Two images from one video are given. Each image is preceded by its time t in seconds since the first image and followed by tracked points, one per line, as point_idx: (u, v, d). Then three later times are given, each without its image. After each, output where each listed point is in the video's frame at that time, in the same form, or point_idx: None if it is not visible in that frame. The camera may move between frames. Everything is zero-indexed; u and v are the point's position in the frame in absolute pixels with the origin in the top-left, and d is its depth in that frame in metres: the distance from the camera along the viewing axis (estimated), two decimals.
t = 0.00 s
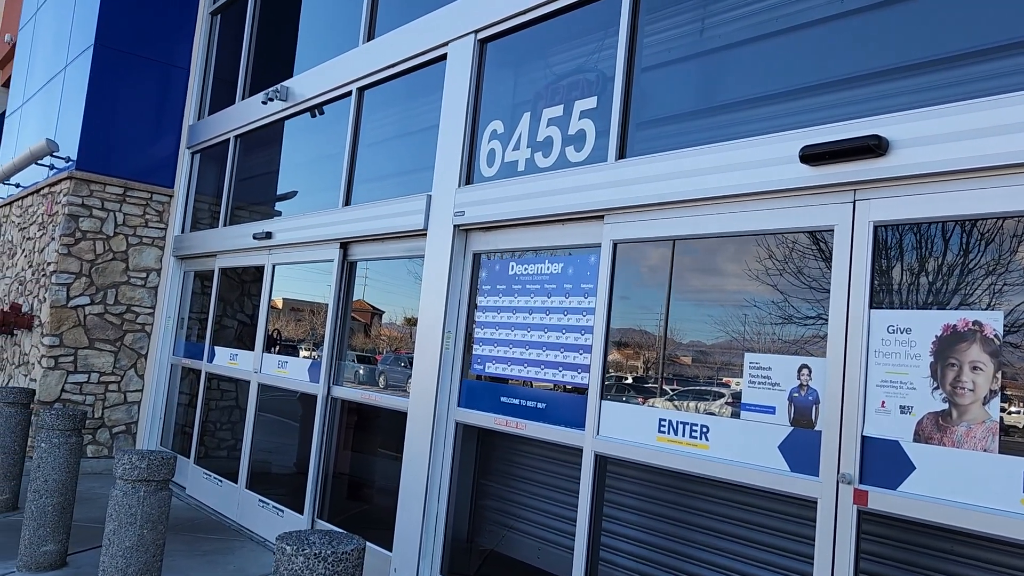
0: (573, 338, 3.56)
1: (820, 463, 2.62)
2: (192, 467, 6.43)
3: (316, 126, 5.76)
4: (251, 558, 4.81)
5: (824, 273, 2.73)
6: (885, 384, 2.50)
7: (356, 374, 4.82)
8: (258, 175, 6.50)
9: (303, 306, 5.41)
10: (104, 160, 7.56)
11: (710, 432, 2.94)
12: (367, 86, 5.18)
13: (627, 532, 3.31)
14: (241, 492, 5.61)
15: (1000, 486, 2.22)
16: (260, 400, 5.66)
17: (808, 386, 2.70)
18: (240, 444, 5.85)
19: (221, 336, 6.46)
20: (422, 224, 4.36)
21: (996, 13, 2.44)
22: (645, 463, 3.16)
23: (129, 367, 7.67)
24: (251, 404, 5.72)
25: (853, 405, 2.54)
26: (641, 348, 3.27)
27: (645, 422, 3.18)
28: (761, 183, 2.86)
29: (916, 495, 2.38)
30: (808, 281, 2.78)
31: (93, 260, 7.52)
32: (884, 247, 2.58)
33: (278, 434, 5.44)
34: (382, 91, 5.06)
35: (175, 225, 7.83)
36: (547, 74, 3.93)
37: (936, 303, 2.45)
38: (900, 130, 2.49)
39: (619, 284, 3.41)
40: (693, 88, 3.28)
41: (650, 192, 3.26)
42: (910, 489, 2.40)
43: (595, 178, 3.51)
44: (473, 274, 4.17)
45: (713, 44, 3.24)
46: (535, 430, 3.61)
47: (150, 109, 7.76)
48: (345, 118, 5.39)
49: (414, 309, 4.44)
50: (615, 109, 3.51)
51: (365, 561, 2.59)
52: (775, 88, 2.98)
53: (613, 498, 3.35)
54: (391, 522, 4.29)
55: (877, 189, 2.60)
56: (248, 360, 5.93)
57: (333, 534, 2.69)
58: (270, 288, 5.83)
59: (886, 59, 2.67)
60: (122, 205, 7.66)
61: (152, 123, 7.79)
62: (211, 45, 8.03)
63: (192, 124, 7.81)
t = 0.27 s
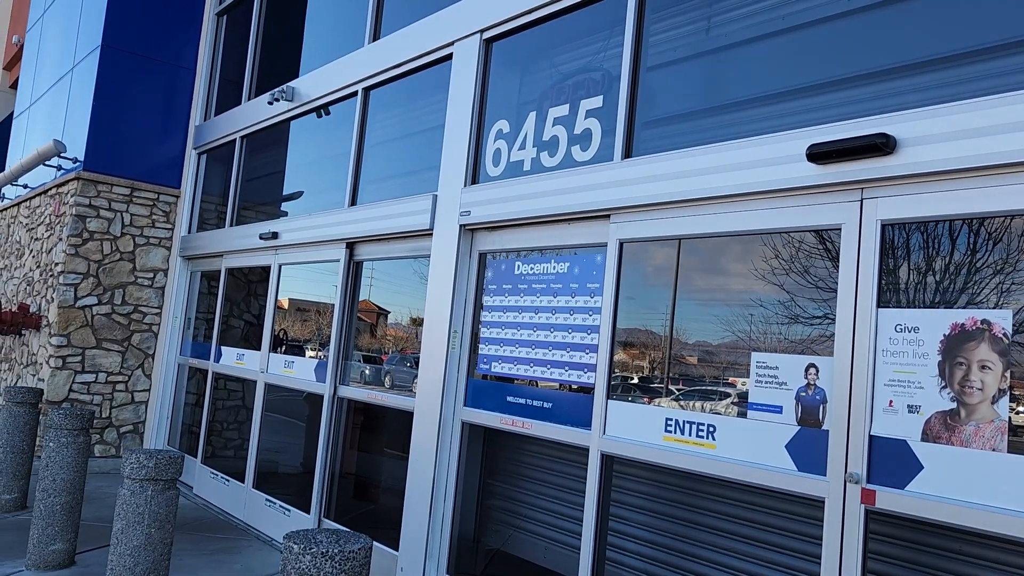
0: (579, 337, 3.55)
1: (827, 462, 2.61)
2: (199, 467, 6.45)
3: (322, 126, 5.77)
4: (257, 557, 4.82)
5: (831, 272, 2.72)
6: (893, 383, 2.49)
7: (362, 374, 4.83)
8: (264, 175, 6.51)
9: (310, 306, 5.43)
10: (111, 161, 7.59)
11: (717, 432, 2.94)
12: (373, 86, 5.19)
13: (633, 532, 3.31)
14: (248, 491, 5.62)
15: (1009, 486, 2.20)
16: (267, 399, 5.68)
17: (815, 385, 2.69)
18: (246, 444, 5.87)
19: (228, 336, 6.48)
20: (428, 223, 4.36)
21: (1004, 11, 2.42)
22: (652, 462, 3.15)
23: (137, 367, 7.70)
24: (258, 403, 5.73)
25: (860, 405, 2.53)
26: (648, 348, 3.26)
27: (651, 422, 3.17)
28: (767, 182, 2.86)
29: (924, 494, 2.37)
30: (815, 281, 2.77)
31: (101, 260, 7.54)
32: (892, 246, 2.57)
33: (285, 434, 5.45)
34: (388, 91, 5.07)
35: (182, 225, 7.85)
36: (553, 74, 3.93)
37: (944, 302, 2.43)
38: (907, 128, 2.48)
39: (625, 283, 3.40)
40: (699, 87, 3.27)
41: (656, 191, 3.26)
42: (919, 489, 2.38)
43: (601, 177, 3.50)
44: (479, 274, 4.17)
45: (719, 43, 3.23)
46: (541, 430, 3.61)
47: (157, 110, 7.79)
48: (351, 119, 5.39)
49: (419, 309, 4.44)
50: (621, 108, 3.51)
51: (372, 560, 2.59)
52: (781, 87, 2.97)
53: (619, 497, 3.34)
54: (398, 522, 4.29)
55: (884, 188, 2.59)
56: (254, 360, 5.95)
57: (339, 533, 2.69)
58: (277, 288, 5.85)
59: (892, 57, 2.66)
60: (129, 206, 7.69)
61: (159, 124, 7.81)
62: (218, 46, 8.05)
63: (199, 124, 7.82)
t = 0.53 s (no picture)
0: (583, 338, 3.56)
1: (832, 463, 2.61)
2: (204, 467, 6.46)
3: (326, 127, 5.78)
4: (263, 557, 4.83)
5: (836, 272, 2.72)
6: (898, 384, 2.48)
7: (366, 374, 4.83)
8: (269, 176, 6.53)
9: (314, 306, 5.44)
10: (117, 162, 7.62)
11: (721, 432, 2.94)
12: (378, 87, 5.19)
13: (637, 532, 3.31)
14: (253, 491, 5.63)
15: (1015, 487, 2.20)
16: (272, 399, 5.69)
17: (819, 385, 2.69)
18: (252, 444, 5.88)
19: (233, 336, 6.49)
20: (432, 224, 4.37)
21: (1009, 10, 2.42)
22: (656, 462, 3.15)
23: (142, 367, 7.72)
24: (263, 404, 5.74)
25: (865, 405, 2.53)
26: (652, 348, 3.26)
27: (656, 422, 3.17)
28: (772, 182, 2.86)
29: (929, 494, 2.37)
30: (820, 281, 2.76)
31: (106, 261, 7.56)
32: (897, 246, 2.56)
33: (290, 434, 5.45)
34: (393, 92, 5.08)
35: (188, 226, 7.87)
36: (558, 75, 3.93)
37: (950, 302, 2.43)
38: (911, 128, 2.48)
39: (630, 283, 3.40)
40: (703, 87, 3.27)
41: (660, 192, 3.26)
42: (924, 489, 2.38)
43: (605, 178, 3.50)
44: (483, 274, 4.17)
45: (724, 43, 3.23)
46: (545, 430, 3.61)
47: (163, 111, 7.81)
48: (356, 119, 5.40)
49: (424, 309, 4.45)
50: (626, 109, 3.51)
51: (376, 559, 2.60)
52: (786, 87, 2.97)
53: (624, 498, 3.34)
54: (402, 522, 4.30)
55: (888, 188, 2.59)
56: (259, 360, 5.96)
57: (344, 533, 2.70)
58: (282, 288, 5.86)
59: (897, 57, 2.66)
60: (135, 207, 7.71)
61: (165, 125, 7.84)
62: (223, 47, 8.07)
63: (204, 125, 7.84)
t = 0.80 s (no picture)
0: (587, 339, 3.56)
1: (835, 464, 2.61)
2: (209, 467, 6.47)
3: (330, 129, 5.79)
4: (267, 557, 4.84)
5: (840, 273, 2.72)
6: (901, 385, 2.49)
7: (370, 375, 4.84)
8: (273, 177, 6.54)
9: (318, 307, 5.45)
10: (121, 163, 7.63)
11: (724, 433, 2.94)
12: (381, 88, 5.21)
13: (640, 533, 3.30)
14: (257, 492, 5.64)
15: (1018, 488, 2.20)
16: (276, 400, 5.70)
17: (822, 387, 2.69)
18: (256, 444, 5.89)
19: (237, 337, 6.51)
20: (436, 225, 4.38)
21: (1012, 11, 2.42)
22: (659, 464, 3.16)
23: (147, 368, 7.73)
24: (267, 404, 5.75)
25: (868, 406, 2.53)
26: (656, 349, 3.26)
27: (659, 423, 3.18)
28: (775, 183, 2.86)
29: (932, 496, 2.37)
30: (824, 282, 2.76)
31: (111, 261, 7.58)
32: (901, 247, 2.57)
33: (294, 435, 5.46)
34: (396, 93, 5.08)
35: (192, 227, 7.89)
36: (561, 76, 3.94)
37: (954, 304, 2.43)
38: (915, 129, 2.48)
39: (633, 284, 3.41)
40: (707, 89, 3.27)
41: (663, 193, 3.26)
42: (927, 490, 2.38)
43: (608, 179, 3.51)
44: (487, 275, 4.18)
45: (727, 44, 3.23)
46: (548, 431, 3.62)
47: (167, 112, 7.82)
48: (360, 121, 5.41)
49: (428, 310, 4.45)
50: (629, 110, 3.51)
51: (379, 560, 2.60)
52: (789, 89, 2.97)
53: (627, 499, 3.34)
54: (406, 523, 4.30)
55: (892, 189, 2.59)
56: (263, 361, 5.97)
57: (347, 534, 2.70)
58: (286, 289, 5.87)
59: (900, 58, 2.66)
60: (139, 208, 7.72)
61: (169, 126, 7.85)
62: (227, 48, 8.08)
63: (208, 126, 7.86)
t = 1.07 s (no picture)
0: (590, 340, 3.57)
1: (837, 466, 2.61)
2: (212, 468, 6.48)
3: (333, 130, 5.80)
4: (270, 558, 4.84)
5: (843, 275, 2.72)
6: (903, 387, 2.49)
7: (373, 376, 4.84)
8: (276, 178, 6.55)
9: (321, 308, 5.45)
10: (125, 164, 7.65)
11: (727, 435, 2.94)
12: (384, 89, 5.22)
13: (642, 535, 3.31)
14: (260, 492, 5.65)
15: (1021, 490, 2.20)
16: (279, 401, 5.70)
17: (825, 389, 2.69)
18: (259, 445, 5.90)
19: (240, 337, 6.52)
20: (439, 226, 4.39)
21: (1015, 13, 2.43)
22: (661, 465, 3.16)
23: (150, 368, 7.74)
24: (271, 405, 5.75)
25: (871, 408, 2.53)
26: (658, 351, 3.27)
27: (662, 424, 3.18)
28: (778, 185, 2.86)
29: (934, 498, 2.37)
30: (826, 284, 2.77)
31: (115, 262, 7.59)
32: (904, 249, 2.57)
33: (297, 435, 5.47)
34: (399, 94, 5.09)
35: (195, 227, 7.90)
36: (564, 78, 3.94)
37: (957, 306, 2.43)
38: (918, 131, 2.49)
39: (636, 286, 3.41)
40: (710, 91, 3.28)
41: (666, 194, 3.26)
42: (930, 492, 2.38)
43: (611, 181, 3.51)
44: (490, 276, 4.19)
45: (730, 46, 3.24)
46: (551, 432, 3.62)
47: (171, 113, 7.84)
48: (363, 122, 5.42)
49: (431, 311, 4.46)
50: (632, 112, 3.52)
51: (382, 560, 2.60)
52: (792, 91, 2.98)
53: (629, 500, 3.35)
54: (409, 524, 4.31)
55: (895, 191, 2.59)
56: (266, 361, 5.98)
57: (350, 534, 2.71)
58: (289, 290, 5.88)
59: (903, 61, 2.66)
60: (143, 208, 7.74)
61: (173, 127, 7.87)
62: (231, 49, 8.09)
63: (212, 127, 7.87)
